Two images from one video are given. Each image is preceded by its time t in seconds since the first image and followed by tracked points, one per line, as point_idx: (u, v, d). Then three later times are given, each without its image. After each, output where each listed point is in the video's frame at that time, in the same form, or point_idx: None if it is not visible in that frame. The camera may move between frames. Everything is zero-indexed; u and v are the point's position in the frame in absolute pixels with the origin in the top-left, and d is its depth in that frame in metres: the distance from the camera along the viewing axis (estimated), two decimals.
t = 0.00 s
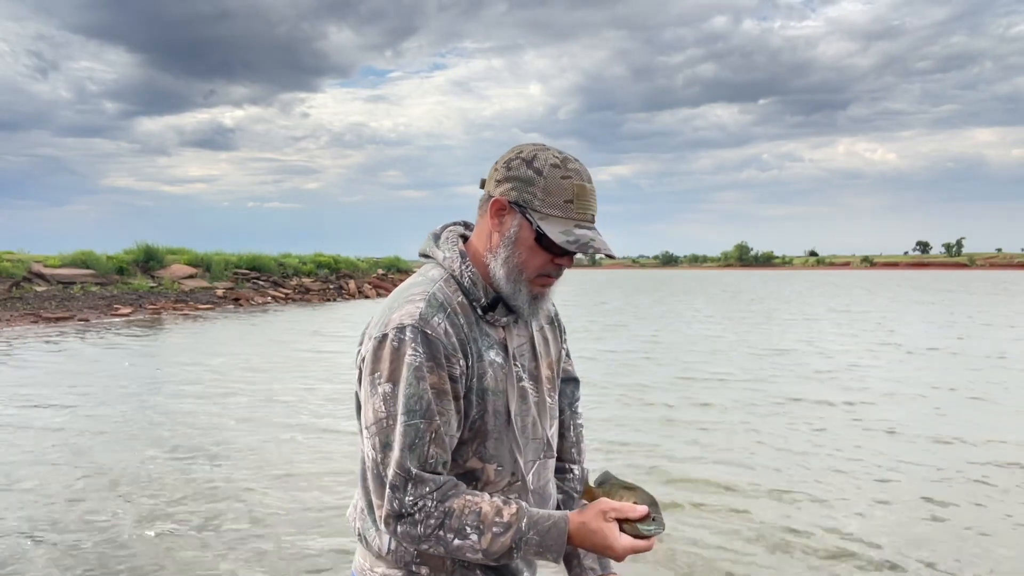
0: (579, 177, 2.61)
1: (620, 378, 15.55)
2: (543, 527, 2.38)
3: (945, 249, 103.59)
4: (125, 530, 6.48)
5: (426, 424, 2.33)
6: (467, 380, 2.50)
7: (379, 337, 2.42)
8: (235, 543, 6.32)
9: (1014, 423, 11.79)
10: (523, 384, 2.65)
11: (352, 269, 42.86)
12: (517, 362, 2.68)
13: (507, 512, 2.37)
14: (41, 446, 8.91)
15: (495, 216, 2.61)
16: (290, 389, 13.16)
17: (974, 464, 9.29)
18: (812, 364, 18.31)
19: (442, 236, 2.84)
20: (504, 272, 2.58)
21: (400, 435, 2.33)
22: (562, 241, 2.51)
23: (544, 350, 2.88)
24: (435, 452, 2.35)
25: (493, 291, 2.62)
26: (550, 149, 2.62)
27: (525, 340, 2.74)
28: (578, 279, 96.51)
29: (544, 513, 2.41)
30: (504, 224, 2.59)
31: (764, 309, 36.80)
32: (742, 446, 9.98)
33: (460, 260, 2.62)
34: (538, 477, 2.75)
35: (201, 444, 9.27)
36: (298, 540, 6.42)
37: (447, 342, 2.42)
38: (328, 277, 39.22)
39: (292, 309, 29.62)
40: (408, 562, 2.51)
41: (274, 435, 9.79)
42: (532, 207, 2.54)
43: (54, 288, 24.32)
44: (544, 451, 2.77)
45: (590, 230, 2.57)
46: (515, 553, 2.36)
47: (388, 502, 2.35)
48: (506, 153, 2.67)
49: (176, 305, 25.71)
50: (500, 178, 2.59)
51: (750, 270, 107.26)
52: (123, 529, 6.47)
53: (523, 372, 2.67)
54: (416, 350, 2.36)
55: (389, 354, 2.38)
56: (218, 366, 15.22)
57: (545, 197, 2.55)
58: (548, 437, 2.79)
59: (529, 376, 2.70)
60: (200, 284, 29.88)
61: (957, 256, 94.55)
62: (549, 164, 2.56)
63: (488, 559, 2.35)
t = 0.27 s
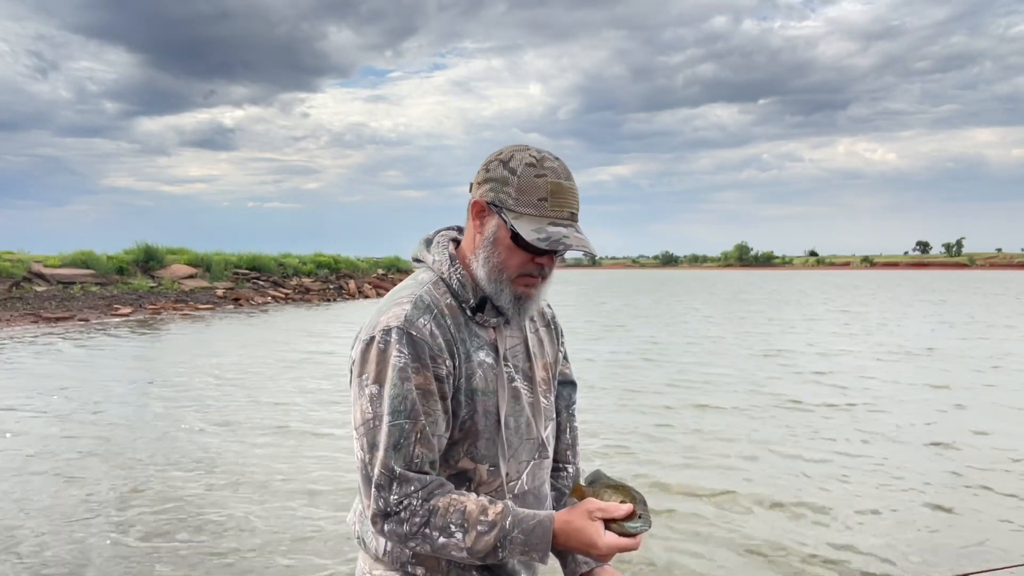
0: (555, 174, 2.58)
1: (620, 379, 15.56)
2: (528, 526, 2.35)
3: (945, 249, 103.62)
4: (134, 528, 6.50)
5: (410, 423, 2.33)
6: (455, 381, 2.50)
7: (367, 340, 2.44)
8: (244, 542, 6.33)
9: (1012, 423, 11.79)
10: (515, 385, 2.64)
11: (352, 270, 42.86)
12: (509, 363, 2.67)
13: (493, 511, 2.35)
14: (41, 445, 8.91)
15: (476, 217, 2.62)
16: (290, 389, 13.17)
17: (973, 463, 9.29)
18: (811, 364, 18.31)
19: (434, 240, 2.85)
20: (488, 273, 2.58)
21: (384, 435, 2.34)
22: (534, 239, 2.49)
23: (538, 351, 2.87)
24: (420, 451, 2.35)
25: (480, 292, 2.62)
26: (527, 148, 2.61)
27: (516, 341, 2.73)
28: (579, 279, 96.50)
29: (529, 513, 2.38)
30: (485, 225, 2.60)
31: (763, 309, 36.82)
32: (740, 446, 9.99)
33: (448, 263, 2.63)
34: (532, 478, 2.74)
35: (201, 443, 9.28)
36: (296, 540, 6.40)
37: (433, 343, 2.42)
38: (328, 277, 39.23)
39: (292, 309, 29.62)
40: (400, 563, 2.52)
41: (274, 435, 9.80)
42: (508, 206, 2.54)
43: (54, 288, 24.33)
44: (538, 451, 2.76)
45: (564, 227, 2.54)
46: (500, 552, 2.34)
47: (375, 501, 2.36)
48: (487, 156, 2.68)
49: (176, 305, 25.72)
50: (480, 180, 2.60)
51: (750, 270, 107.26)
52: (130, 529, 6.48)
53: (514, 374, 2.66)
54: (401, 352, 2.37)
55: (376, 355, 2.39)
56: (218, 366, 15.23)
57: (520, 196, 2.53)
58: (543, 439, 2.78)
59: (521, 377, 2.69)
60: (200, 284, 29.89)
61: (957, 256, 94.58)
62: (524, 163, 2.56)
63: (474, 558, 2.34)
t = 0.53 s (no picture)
0: (544, 172, 2.59)
1: (620, 378, 15.60)
2: (519, 529, 2.34)
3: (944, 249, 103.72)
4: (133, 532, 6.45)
5: (403, 429, 2.33)
6: (450, 385, 2.50)
7: (361, 346, 2.44)
8: (244, 545, 6.29)
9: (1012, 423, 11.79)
10: (512, 386, 2.66)
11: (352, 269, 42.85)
12: (506, 364, 2.68)
13: (485, 515, 2.35)
14: (42, 445, 8.92)
15: (468, 219, 2.64)
16: (290, 388, 13.19)
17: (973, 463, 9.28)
18: (811, 364, 18.31)
19: (430, 242, 2.85)
20: (480, 275, 2.59)
21: (378, 441, 2.34)
22: (524, 238, 2.50)
23: (536, 352, 2.88)
24: (413, 456, 2.35)
25: (474, 295, 2.63)
26: (515, 147, 2.62)
27: (513, 342, 2.74)
28: (579, 279, 96.44)
29: (521, 517, 2.37)
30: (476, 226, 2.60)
31: (763, 309, 36.87)
32: (740, 446, 9.98)
33: (443, 267, 2.63)
34: (532, 479, 2.75)
35: (203, 443, 9.30)
36: (298, 541, 6.39)
37: (426, 348, 2.43)
38: (328, 277, 39.24)
39: (293, 309, 29.63)
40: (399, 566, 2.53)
41: (276, 435, 9.83)
42: (496, 207, 2.55)
43: (54, 288, 24.32)
44: (537, 451, 2.76)
45: (554, 223, 2.55)
46: (493, 555, 2.34)
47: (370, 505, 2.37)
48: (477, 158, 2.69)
49: (176, 305, 25.72)
50: (470, 183, 2.61)
51: (750, 270, 107.21)
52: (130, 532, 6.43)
53: (510, 375, 2.67)
54: (394, 358, 2.37)
55: (369, 362, 2.40)
56: (218, 366, 15.22)
57: (508, 195, 2.54)
58: (542, 439, 2.79)
59: (517, 378, 2.70)
60: (200, 284, 29.90)
61: (956, 257, 94.68)
62: (511, 162, 2.57)
63: (467, 560, 2.34)
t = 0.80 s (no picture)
0: (541, 164, 2.59)
1: (620, 378, 15.60)
2: (521, 527, 2.30)
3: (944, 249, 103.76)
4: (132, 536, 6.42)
5: (407, 425, 2.34)
6: (454, 381, 2.50)
7: (366, 344, 2.45)
8: (242, 547, 6.28)
9: (1012, 422, 11.80)
10: (515, 381, 2.66)
11: (351, 270, 42.86)
12: (510, 360, 2.68)
13: (487, 513, 2.32)
14: (44, 445, 8.93)
15: (468, 215, 2.65)
16: (291, 388, 13.21)
17: (973, 459, 9.28)
18: (810, 363, 18.31)
19: (432, 239, 2.86)
20: (482, 270, 2.60)
21: (382, 438, 2.35)
22: (522, 230, 2.50)
23: (539, 347, 2.88)
24: (416, 453, 2.35)
25: (477, 290, 2.63)
26: (510, 141, 2.63)
27: (517, 337, 2.74)
28: (579, 279, 96.43)
29: (522, 515, 2.34)
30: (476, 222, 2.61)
31: (763, 309, 36.89)
32: (739, 446, 9.98)
33: (446, 263, 2.64)
34: (536, 474, 2.74)
35: (204, 442, 9.32)
36: (296, 541, 6.39)
37: (430, 345, 2.43)
38: (328, 277, 39.23)
39: (293, 309, 29.64)
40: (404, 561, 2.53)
41: (278, 434, 9.84)
42: (494, 201, 2.55)
43: (54, 288, 24.32)
44: (541, 446, 2.76)
45: (552, 214, 2.55)
46: (494, 553, 2.32)
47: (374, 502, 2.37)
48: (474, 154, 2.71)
49: (176, 305, 25.73)
50: (468, 179, 2.63)
51: (750, 270, 107.22)
52: (129, 536, 6.41)
53: (514, 369, 2.67)
54: (397, 355, 2.38)
55: (374, 360, 2.40)
56: (218, 366, 15.22)
57: (505, 188, 2.55)
58: (546, 434, 2.79)
59: (521, 373, 2.71)
60: (200, 284, 29.90)
61: (956, 257, 94.72)
62: (507, 155, 2.58)
63: (469, 558, 2.33)
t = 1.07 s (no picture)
0: (540, 157, 2.60)
1: (621, 378, 15.61)
2: (528, 527, 2.26)
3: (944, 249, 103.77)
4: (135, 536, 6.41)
5: (416, 423, 2.33)
6: (463, 378, 2.50)
7: (375, 343, 2.45)
8: (245, 548, 6.28)
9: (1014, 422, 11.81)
10: (522, 377, 2.66)
11: (351, 269, 42.83)
12: (516, 356, 2.68)
13: (496, 511, 2.29)
14: (46, 445, 8.93)
15: (470, 211, 2.67)
16: (292, 388, 13.21)
17: (974, 462, 9.29)
18: (811, 363, 18.31)
19: (436, 236, 2.87)
20: (485, 265, 2.60)
21: (393, 436, 2.34)
22: (522, 222, 2.51)
23: (544, 342, 2.88)
24: (428, 450, 2.35)
25: (482, 287, 2.63)
26: (508, 135, 2.64)
27: (522, 333, 2.74)
28: (579, 279, 96.34)
29: (530, 513, 2.30)
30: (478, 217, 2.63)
31: (763, 309, 36.90)
32: (741, 446, 9.97)
33: (451, 260, 2.65)
34: (542, 469, 2.74)
35: (206, 442, 9.33)
36: (299, 541, 6.37)
37: (439, 342, 2.43)
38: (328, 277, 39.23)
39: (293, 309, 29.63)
40: (415, 558, 2.52)
41: (279, 434, 9.85)
42: (495, 194, 2.57)
43: (54, 288, 24.31)
44: (545, 441, 2.76)
45: (551, 205, 2.55)
46: (502, 552, 2.29)
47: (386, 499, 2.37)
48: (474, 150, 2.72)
49: (176, 305, 25.72)
50: (470, 174, 2.65)
51: (750, 270, 107.11)
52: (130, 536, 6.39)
53: (520, 365, 2.67)
54: (407, 352, 2.38)
55: (384, 358, 2.40)
56: (219, 366, 15.22)
57: (505, 181, 2.56)
58: (551, 429, 2.79)
59: (527, 369, 2.71)
60: (200, 284, 29.89)
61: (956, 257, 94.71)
62: (505, 150, 2.59)
63: (479, 555, 2.31)
